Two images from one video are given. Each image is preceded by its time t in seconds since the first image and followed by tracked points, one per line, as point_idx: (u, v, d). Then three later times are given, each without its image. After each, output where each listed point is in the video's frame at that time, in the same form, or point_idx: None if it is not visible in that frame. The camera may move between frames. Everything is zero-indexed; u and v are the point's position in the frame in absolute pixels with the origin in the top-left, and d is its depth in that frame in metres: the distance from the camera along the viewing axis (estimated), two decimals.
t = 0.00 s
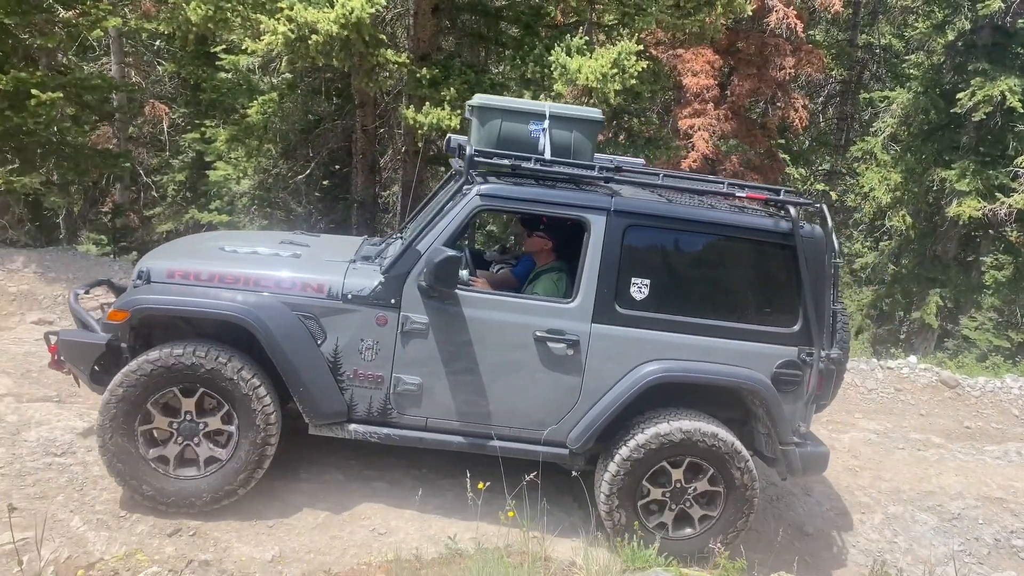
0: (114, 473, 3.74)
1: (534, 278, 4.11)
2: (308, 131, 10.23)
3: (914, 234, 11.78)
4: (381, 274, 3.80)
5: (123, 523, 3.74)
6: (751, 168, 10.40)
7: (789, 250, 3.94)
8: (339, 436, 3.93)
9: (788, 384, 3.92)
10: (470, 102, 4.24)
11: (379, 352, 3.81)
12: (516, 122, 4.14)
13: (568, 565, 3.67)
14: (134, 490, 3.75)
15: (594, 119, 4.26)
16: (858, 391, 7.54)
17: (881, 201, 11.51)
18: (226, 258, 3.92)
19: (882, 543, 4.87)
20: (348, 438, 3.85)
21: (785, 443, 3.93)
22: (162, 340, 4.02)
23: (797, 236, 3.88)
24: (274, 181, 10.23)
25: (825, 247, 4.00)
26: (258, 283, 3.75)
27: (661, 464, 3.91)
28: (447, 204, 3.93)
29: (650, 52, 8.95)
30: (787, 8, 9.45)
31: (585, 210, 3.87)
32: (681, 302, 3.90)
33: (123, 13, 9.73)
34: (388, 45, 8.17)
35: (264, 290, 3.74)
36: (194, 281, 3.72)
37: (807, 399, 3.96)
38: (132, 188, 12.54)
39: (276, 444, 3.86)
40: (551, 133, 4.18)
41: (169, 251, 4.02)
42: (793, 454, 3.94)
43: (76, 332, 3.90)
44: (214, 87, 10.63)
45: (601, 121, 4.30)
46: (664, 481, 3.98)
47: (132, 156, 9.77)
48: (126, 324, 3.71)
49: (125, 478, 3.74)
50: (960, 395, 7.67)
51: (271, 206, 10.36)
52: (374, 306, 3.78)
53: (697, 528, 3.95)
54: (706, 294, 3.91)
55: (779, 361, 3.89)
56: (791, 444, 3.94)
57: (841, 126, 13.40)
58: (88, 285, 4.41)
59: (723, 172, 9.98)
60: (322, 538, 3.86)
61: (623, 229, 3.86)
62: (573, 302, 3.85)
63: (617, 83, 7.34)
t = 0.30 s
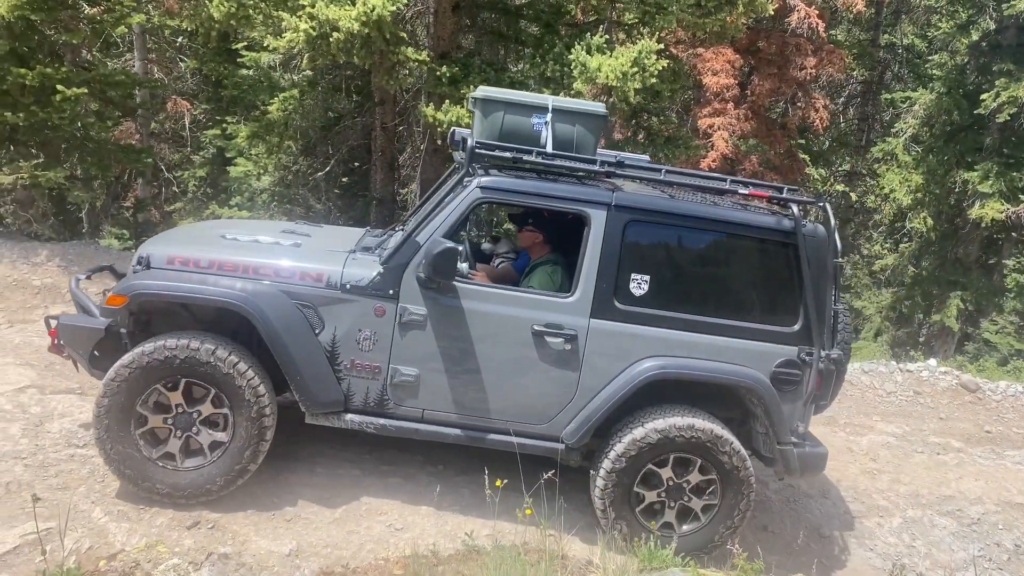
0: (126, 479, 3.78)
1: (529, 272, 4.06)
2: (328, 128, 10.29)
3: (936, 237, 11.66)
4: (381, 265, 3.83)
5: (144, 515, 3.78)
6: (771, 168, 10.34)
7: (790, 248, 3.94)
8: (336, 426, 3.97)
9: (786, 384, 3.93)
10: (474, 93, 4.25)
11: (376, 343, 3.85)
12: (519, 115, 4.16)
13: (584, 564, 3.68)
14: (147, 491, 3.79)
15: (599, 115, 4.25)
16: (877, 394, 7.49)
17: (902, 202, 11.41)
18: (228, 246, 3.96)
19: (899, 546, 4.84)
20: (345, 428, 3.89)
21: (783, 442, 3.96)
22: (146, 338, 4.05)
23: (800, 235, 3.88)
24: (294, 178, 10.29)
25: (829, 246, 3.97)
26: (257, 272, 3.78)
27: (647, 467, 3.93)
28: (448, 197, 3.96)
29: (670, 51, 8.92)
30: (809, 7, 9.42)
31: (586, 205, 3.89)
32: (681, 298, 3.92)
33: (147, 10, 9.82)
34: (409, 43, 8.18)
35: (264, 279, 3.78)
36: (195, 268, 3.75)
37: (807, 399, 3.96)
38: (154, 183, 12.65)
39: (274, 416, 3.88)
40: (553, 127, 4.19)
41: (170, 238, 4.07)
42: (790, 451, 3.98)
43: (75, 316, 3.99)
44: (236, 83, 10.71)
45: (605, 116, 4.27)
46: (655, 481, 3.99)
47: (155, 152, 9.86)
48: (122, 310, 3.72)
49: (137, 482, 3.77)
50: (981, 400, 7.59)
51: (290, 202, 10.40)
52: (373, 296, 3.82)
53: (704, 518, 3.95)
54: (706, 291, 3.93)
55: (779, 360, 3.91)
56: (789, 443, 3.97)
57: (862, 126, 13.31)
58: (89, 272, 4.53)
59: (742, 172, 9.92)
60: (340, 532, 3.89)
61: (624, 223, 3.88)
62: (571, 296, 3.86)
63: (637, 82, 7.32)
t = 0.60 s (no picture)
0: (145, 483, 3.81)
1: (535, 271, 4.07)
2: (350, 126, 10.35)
3: (961, 239, 11.51)
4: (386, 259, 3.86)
5: (164, 508, 3.81)
6: (794, 168, 10.24)
7: (798, 254, 3.95)
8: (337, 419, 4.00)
9: (791, 392, 3.93)
10: (484, 88, 4.27)
11: (379, 336, 3.87)
12: (527, 112, 4.15)
13: (601, 565, 3.68)
14: (166, 491, 3.82)
15: (609, 112, 4.22)
16: (899, 398, 7.41)
17: (927, 203, 11.26)
18: (236, 236, 3.99)
19: (919, 551, 4.79)
20: (346, 421, 3.91)
21: (785, 448, 3.98)
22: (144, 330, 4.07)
23: (808, 241, 3.88)
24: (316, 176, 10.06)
25: (839, 254, 3.94)
26: (262, 262, 3.81)
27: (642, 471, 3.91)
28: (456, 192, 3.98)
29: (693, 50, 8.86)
30: (833, 6, 9.37)
31: (593, 204, 3.90)
32: (686, 300, 3.93)
33: (172, 8, 9.91)
34: (430, 41, 8.19)
35: (268, 270, 3.80)
36: (199, 257, 3.79)
37: (808, 406, 3.99)
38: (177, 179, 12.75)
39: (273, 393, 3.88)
40: (562, 125, 4.17)
41: (177, 225, 4.11)
42: (792, 457, 3.98)
43: (80, 301, 4.02)
44: (258, 81, 10.79)
45: (615, 114, 4.27)
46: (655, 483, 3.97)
47: (178, 148, 9.94)
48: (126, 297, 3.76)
49: (156, 484, 3.80)
50: (1006, 404, 7.48)
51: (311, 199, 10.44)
52: (377, 291, 3.84)
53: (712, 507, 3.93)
54: (711, 294, 3.94)
55: (784, 366, 3.92)
56: (790, 449, 3.99)
57: (887, 126, 13.17)
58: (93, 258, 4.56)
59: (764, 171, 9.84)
60: (357, 529, 3.90)
61: (631, 224, 3.89)
62: (576, 296, 3.88)
63: (658, 81, 7.29)
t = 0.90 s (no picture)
0: (167, 482, 3.86)
1: (537, 262, 4.10)
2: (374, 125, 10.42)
3: (990, 241, 11.35)
4: (381, 248, 3.90)
5: (188, 501, 3.85)
6: (819, 169, 10.15)
7: (797, 249, 3.97)
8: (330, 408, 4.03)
9: (787, 387, 3.95)
10: (482, 79, 4.22)
11: (373, 325, 3.90)
12: (525, 102, 4.13)
13: (623, 566, 3.67)
14: (187, 484, 3.87)
15: (609, 104, 4.20)
16: (925, 401, 7.33)
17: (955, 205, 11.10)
18: (231, 223, 4.03)
19: (944, 557, 4.73)
20: (340, 409, 3.94)
21: (780, 444, 3.94)
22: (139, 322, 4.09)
23: (807, 235, 3.90)
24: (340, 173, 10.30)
25: (837, 249, 3.98)
26: (258, 250, 3.85)
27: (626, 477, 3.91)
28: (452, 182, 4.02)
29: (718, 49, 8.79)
30: (861, 6, 9.26)
31: (589, 196, 3.92)
32: (683, 292, 3.95)
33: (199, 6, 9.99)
34: (455, 40, 8.18)
35: (264, 257, 3.85)
36: (195, 243, 3.83)
37: (805, 403, 3.97)
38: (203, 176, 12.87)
39: (255, 360, 3.89)
40: (560, 116, 4.14)
41: (173, 212, 4.14)
42: (787, 453, 3.95)
43: (78, 287, 4.06)
44: (283, 79, 10.87)
45: (615, 106, 4.19)
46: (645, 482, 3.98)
47: (204, 145, 10.02)
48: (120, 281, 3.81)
49: (176, 481, 3.85)
50: None
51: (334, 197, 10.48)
52: (372, 280, 3.88)
53: (713, 489, 3.93)
54: (708, 288, 3.96)
55: (781, 361, 3.93)
56: (786, 446, 3.95)
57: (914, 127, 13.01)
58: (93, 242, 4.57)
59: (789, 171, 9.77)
60: (378, 525, 3.92)
61: (628, 216, 3.92)
62: (572, 287, 3.91)
63: (683, 80, 7.25)
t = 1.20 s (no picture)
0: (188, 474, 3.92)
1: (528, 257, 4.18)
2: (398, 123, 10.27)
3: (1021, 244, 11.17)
4: (369, 246, 3.97)
5: (213, 497, 3.89)
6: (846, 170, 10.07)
7: (791, 245, 3.99)
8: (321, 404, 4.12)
9: (780, 386, 3.97)
10: (475, 73, 4.34)
11: (362, 323, 3.98)
12: (515, 98, 4.26)
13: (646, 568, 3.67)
14: (207, 468, 3.92)
15: (598, 99, 4.33)
16: (953, 405, 7.26)
17: (985, 207, 10.92)
18: (223, 220, 4.11)
19: (971, 563, 4.67)
20: (330, 406, 4.03)
21: (772, 442, 4.02)
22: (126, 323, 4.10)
23: (801, 231, 3.92)
24: (364, 172, 10.32)
25: (830, 245, 3.99)
26: (249, 247, 3.94)
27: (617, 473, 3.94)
28: (440, 178, 4.07)
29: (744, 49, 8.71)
30: (891, 5, 9.13)
31: (578, 192, 3.97)
32: (672, 289, 4.00)
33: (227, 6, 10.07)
34: (479, 39, 8.19)
35: (253, 254, 3.93)
36: (186, 241, 3.92)
37: (798, 401, 3.99)
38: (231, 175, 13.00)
39: (219, 335, 3.89)
40: (552, 111, 4.29)
41: (164, 210, 4.23)
42: (779, 451, 4.02)
43: (74, 284, 4.08)
44: (309, 78, 10.94)
45: (604, 101, 4.37)
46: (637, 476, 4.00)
47: (231, 143, 10.12)
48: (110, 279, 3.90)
49: (196, 470, 3.91)
50: None
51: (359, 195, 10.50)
52: (361, 277, 3.95)
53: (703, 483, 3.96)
54: (698, 285, 4.00)
55: (772, 359, 3.95)
56: (778, 444, 4.02)
57: (944, 127, 12.82)
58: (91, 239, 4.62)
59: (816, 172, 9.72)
60: (400, 523, 3.94)
61: (616, 213, 3.96)
62: (560, 284, 3.96)
63: (709, 80, 7.21)
